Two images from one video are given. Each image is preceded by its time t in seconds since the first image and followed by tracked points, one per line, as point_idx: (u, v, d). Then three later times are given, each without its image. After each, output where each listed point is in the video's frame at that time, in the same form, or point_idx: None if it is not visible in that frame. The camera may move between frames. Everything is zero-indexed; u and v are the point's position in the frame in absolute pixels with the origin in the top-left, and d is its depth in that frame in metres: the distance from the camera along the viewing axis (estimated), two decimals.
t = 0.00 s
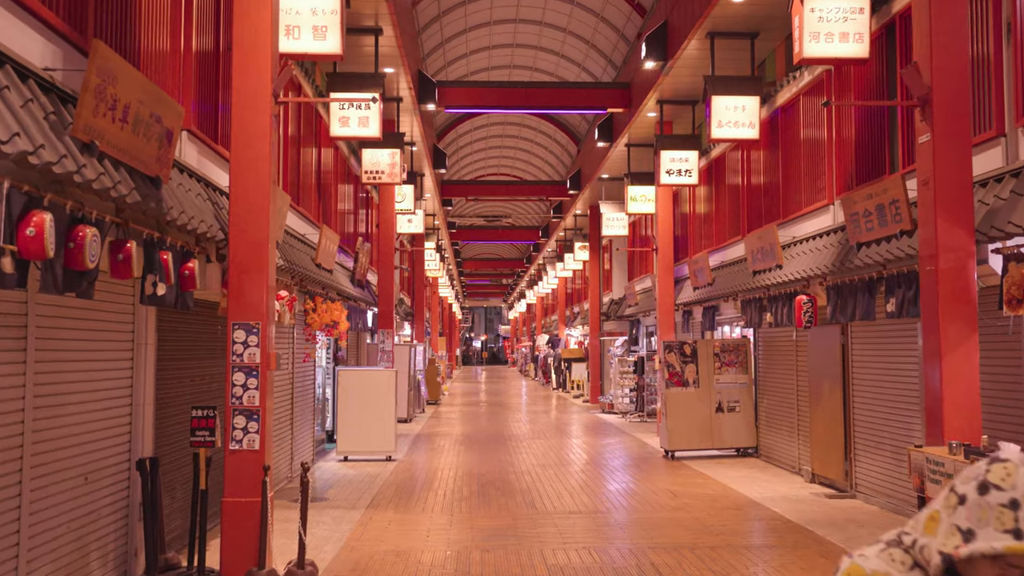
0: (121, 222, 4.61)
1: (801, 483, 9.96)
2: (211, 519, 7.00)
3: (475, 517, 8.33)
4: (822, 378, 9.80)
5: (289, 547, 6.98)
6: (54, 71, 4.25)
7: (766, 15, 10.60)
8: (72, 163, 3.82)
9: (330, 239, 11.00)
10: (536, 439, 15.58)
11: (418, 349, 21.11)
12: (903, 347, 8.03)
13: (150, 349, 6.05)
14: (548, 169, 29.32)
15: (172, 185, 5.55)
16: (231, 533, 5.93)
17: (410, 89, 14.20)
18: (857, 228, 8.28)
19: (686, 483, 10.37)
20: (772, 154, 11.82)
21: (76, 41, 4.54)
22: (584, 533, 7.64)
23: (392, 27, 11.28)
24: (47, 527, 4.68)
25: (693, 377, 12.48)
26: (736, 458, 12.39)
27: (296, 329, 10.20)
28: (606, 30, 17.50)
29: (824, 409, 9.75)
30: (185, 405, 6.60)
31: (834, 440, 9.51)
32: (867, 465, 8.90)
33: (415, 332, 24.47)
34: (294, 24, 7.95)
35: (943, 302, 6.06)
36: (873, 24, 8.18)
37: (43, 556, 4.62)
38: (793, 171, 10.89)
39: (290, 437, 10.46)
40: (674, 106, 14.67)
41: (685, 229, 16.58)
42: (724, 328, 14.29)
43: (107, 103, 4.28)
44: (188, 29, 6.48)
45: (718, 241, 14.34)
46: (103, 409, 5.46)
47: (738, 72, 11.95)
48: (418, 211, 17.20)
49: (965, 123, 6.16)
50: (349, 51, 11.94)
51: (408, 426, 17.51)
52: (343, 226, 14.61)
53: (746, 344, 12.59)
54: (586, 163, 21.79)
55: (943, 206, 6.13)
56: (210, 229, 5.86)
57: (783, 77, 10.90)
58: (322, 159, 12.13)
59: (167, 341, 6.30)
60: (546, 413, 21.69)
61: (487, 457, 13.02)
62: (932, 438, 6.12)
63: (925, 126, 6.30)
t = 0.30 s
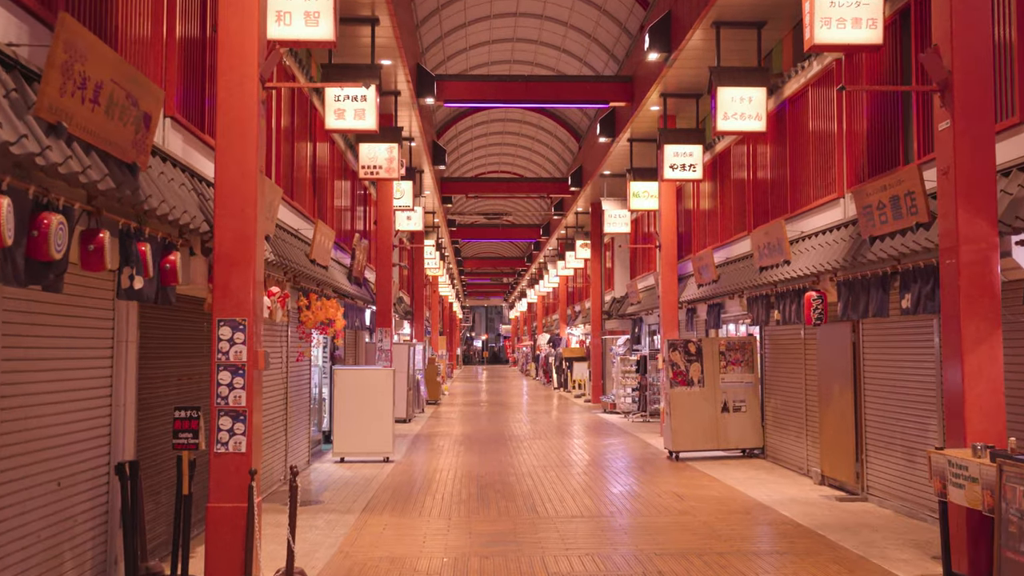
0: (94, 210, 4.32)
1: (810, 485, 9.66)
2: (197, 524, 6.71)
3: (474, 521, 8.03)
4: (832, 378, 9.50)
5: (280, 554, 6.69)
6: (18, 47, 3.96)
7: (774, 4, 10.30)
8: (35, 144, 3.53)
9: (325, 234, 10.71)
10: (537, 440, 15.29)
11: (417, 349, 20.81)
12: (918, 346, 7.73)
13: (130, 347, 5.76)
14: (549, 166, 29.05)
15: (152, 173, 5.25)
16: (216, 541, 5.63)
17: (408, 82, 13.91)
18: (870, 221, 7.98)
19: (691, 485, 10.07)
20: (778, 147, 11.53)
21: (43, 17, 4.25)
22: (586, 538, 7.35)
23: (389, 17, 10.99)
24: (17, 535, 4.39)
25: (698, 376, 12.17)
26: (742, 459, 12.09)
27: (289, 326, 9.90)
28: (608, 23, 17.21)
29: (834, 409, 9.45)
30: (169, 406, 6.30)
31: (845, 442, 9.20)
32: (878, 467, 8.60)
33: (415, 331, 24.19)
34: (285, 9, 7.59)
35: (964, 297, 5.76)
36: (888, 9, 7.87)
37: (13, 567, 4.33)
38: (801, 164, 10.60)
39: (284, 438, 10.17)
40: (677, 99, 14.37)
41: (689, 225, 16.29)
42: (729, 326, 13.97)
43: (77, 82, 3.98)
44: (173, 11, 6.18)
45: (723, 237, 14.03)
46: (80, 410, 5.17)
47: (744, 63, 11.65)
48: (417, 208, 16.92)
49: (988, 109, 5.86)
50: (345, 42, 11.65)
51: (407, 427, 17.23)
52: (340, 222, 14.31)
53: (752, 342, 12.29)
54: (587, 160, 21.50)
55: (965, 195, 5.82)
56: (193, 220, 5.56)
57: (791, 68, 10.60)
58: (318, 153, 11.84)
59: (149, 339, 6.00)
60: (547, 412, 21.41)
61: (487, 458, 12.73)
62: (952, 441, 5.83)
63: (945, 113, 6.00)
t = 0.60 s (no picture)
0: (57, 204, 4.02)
1: (817, 491, 9.37)
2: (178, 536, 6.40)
3: (470, 530, 7.74)
4: (840, 381, 9.21)
5: (266, 568, 6.38)
6: None
7: None
8: None
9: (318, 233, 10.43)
10: (535, 443, 15.00)
11: (414, 350, 20.52)
12: (931, 349, 7.44)
13: (106, 351, 5.45)
14: (548, 165, 28.76)
15: (126, 167, 4.94)
16: (196, 554, 5.34)
17: (403, 78, 13.62)
18: (881, 218, 7.70)
19: (693, 491, 9.79)
20: (783, 143, 11.24)
21: None
22: (586, 548, 7.05)
23: (383, 10, 10.69)
24: None
25: (700, 379, 11.89)
26: (745, 463, 11.81)
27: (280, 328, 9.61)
28: (607, 19, 16.92)
29: (842, 413, 9.16)
30: (147, 412, 5.99)
31: (853, 447, 8.91)
32: (889, 473, 8.30)
33: (412, 332, 23.93)
34: None
35: (984, 297, 5.46)
36: None
37: None
38: (807, 161, 10.31)
39: (275, 442, 9.88)
40: (679, 96, 14.08)
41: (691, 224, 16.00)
42: (732, 327, 13.66)
43: (37, 65, 3.68)
44: None
45: (725, 235, 13.74)
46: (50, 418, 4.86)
47: (748, 57, 11.36)
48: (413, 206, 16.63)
49: (1010, 99, 5.56)
50: (339, 36, 11.35)
51: (403, 429, 16.94)
52: (334, 221, 14.02)
53: (756, 343, 12.00)
54: (587, 159, 21.23)
55: (986, 190, 5.53)
56: (171, 217, 5.26)
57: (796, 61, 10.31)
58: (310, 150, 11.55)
59: (126, 342, 5.70)
60: (546, 414, 21.12)
61: (484, 462, 12.44)
62: (972, 448, 5.53)
63: (964, 104, 5.70)
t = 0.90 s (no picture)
0: (22, 188, 3.73)
1: (827, 495, 9.07)
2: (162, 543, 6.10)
3: (468, 535, 7.44)
4: (850, 381, 8.91)
5: None
6: None
7: None
8: None
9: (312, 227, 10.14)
10: (536, 444, 14.71)
11: (412, 349, 20.23)
12: (949, 349, 7.15)
13: (83, 348, 5.15)
14: (548, 162, 28.48)
15: (102, 152, 4.65)
16: (178, 564, 5.04)
17: (401, 71, 13.32)
18: (897, 212, 7.41)
19: (699, 494, 9.49)
20: (790, 136, 10.95)
21: None
22: (589, 555, 6.75)
23: None
24: None
25: (705, 378, 11.59)
26: (751, 465, 11.51)
27: (273, 325, 9.31)
28: (609, 13, 16.63)
29: (853, 414, 8.86)
30: (128, 413, 5.69)
31: (865, 449, 8.61)
32: (903, 477, 8.01)
33: (411, 331, 23.62)
34: None
35: (1011, 291, 5.16)
36: None
37: None
38: (816, 154, 10.02)
39: (268, 444, 9.58)
40: (682, 90, 13.79)
41: (694, 222, 15.71)
42: (737, 326, 13.37)
43: None
44: None
45: (730, 232, 13.44)
46: (21, 418, 4.56)
47: (755, 48, 11.07)
48: (411, 202, 16.33)
49: None
50: (334, 26, 11.07)
51: (401, 430, 16.64)
52: (331, 218, 13.73)
53: (763, 342, 11.70)
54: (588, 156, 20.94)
55: (1014, 178, 5.23)
56: (151, 205, 4.96)
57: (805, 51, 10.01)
58: (305, 144, 11.25)
59: (104, 339, 5.40)
60: (546, 415, 20.81)
61: (484, 464, 12.15)
62: (998, 451, 5.23)
63: (990, 87, 5.40)
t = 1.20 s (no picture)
0: None
1: (840, 502, 8.76)
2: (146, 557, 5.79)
3: (469, 546, 7.15)
4: (864, 384, 8.61)
5: None
6: None
7: None
8: None
9: (308, 225, 9.84)
10: (538, 447, 14.41)
11: (411, 351, 19.95)
12: (971, 352, 6.87)
13: (61, 351, 4.85)
14: (549, 161, 28.19)
15: (77, 144, 4.36)
16: None
17: (399, 66, 13.03)
18: (915, 208, 7.11)
19: (706, 500, 9.19)
20: (799, 132, 10.65)
21: None
22: (594, 567, 6.46)
23: None
24: None
25: (711, 381, 11.29)
26: (759, 470, 11.21)
27: (267, 326, 9.00)
28: (611, 8, 16.34)
29: (867, 419, 8.56)
30: (109, 420, 5.39)
31: (879, 454, 8.31)
32: (920, 484, 7.71)
33: (410, 332, 23.34)
34: None
35: None
36: None
37: None
38: (827, 150, 9.72)
39: (262, 448, 9.29)
40: (687, 85, 13.49)
41: (699, 220, 15.41)
42: (743, 327, 13.07)
43: None
44: None
45: (736, 230, 13.14)
46: None
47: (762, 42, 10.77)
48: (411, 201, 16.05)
49: None
50: (330, 19, 10.78)
51: (401, 433, 16.35)
52: (328, 216, 13.43)
53: (771, 344, 11.41)
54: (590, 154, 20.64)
55: None
56: (131, 200, 4.66)
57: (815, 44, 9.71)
58: (301, 140, 10.96)
59: (82, 342, 5.11)
60: (547, 417, 20.52)
61: (484, 468, 11.85)
62: None
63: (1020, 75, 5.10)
